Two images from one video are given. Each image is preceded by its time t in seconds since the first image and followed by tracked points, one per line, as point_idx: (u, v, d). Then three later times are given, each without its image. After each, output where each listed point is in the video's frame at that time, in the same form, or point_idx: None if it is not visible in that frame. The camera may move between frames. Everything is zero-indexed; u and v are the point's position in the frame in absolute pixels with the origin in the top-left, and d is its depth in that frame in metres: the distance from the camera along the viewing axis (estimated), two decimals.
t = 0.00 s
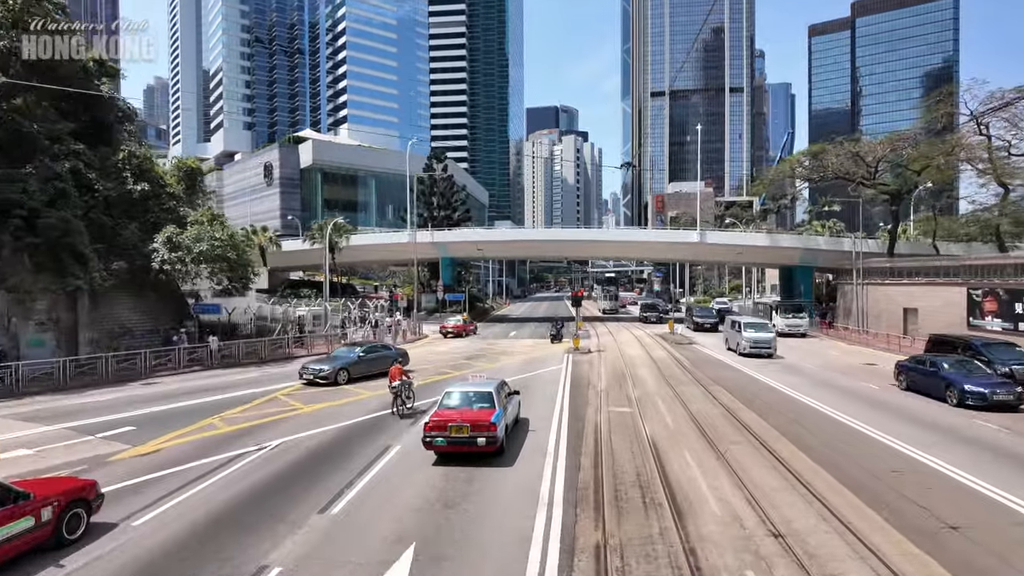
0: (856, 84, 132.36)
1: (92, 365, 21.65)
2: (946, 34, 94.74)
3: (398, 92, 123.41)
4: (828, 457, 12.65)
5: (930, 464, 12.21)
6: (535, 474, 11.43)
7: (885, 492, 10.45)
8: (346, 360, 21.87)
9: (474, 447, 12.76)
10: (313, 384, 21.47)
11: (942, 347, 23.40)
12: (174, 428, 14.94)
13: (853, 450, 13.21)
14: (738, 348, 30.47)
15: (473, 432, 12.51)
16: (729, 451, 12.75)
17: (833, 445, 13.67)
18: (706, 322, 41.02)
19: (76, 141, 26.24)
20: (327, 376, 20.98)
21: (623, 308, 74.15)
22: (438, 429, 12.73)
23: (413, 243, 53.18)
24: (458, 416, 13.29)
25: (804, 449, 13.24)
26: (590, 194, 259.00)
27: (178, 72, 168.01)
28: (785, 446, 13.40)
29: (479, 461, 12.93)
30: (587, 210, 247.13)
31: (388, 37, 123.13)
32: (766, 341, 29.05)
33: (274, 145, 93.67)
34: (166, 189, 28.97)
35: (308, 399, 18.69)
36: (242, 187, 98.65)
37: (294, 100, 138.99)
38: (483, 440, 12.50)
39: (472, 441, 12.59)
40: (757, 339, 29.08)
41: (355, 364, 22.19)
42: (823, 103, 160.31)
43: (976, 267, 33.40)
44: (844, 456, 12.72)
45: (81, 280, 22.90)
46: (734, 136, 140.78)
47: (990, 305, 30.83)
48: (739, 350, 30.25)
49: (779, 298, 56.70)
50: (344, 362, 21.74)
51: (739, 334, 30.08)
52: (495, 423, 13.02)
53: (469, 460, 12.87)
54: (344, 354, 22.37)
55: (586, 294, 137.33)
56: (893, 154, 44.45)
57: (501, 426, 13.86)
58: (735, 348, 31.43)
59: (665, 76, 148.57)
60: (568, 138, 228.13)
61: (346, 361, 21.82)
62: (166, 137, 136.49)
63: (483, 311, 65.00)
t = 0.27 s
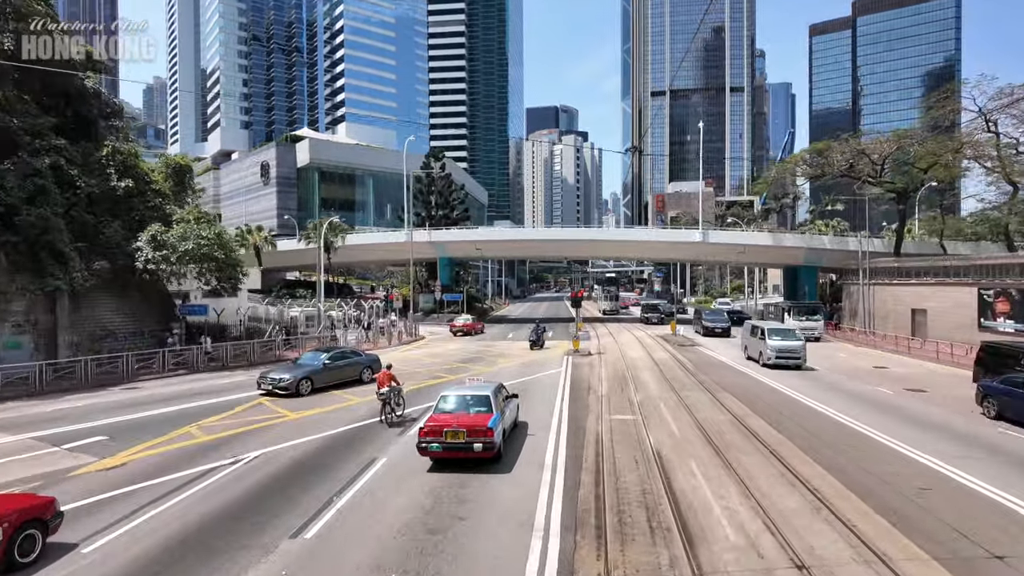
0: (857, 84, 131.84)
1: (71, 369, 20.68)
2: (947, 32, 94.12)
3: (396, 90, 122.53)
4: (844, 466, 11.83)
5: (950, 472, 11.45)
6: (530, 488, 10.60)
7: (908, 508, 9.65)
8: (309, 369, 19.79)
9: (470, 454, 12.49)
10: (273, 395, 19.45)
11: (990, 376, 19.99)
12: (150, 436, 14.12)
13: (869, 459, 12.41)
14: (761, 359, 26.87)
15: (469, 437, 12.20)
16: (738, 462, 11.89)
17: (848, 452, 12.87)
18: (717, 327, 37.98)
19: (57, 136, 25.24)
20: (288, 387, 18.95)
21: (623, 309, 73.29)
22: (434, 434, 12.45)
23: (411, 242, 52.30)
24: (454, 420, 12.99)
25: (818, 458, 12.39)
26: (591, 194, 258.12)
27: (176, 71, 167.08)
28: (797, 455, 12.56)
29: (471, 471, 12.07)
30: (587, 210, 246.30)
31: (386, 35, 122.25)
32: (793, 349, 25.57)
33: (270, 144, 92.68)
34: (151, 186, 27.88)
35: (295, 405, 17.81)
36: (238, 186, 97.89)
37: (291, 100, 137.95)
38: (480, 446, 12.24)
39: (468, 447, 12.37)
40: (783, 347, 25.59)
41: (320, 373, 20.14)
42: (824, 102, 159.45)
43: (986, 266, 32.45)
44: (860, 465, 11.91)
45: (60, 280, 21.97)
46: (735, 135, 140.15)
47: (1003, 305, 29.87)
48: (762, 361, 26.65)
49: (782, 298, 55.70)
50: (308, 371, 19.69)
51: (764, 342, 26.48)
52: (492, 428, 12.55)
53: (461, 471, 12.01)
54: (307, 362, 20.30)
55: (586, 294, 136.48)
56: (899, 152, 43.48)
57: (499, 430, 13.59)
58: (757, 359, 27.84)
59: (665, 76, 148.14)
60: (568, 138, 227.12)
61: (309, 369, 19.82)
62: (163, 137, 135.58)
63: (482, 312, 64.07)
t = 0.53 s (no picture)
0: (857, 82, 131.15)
1: (47, 374, 19.69)
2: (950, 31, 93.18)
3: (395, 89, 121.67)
4: (855, 475, 11.36)
5: (964, 481, 11.02)
6: (526, 504, 9.94)
7: (943, 532, 8.72)
8: (265, 379, 17.76)
9: (466, 461, 12.07)
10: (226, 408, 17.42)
11: None
12: (122, 446, 13.30)
13: (891, 474, 11.48)
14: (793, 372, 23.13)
15: (464, 444, 11.79)
16: (751, 478, 10.94)
17: (868, 467, 11.95)
18: (729, 331, 35.03)
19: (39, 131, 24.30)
20: (241, 401, 16.92)
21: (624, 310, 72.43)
22: (427, 441, 12.08)
23: (407, 242, 51.33)
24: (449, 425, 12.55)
25: (838, 474, 11.42)
26: (591, 193, 257.20)
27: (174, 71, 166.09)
28: (814, 470, 11.61)
29: (461, 486, 11.15)
30: (587, 210, 245.36)
31: (385, 33, 121.32)
32: (830, 361, 21.96)
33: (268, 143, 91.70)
34: (136, 182, 26.96)
35: (280, 412, 16.93)
36: (235, 185, 97.15)
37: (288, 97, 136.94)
38: (474, 453, 11.86)
39: (464, 454, 11.93)
40: (818, 357, 21.98)
41: (278, 384, 18.13)
42: (825, 101, 158.77)
43: (997, 266, 31.61)
44: (882, 481, 10.99)
45: (38, 280, 21.01)
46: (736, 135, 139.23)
47: (1014, 306, 29.03)
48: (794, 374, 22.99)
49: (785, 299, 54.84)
50: (264, 381, 17.68)
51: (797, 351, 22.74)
52: (488, 434, 12.07)
53: (449, 486, 11.09)
54: (266, 371, 18.27)
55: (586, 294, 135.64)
56: (904, 150, 42.42)
57: (496, 435, 13.12)
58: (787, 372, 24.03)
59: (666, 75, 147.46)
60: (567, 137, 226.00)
61: (265, 379, 17.75)
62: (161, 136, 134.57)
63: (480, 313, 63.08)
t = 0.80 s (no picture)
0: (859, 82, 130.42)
1: (22, 379, 18.81)
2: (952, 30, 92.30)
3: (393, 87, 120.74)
4: (854, 476, 11.44)
5: (964, 484, 11.07)
6: (523, 515, 9.55)
7: (950, 537, 8.54)
8: (214, 390, 15.89)
9: (460, 468, 11.58)
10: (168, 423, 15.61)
11: None
12: (91, 458, 12.51)
13: (915, 493, 10.58)
14: (836, 391, 19.16)
15: (458, 452, 11.31)
16: (766, 497, 10.00)
17: (889, 484, 11.04)
18: (747, 338, 31.65)
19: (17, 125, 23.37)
20: (185, 415, 15.05)
21: (624, 310, 71.53)
22: (420, 448, 11.58)
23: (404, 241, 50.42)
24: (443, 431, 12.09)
25: (860, 491, 10.50)
26: (590, 193, 256.30)
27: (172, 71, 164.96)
28: (831, 487, 10.73)
29: (448, 503, 10.30)
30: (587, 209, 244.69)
31: (383, 32, 120.43)
32: (885, 377, 18.02)
33: (264, 141, 90.73)
34: (120, 178, 26.05)
35: (264, 419, 16.08)
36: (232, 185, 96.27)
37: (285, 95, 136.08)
38: (468, 461, 11.38)
39: (458, 462, 11.44)
40: (871, 374, 17.93)
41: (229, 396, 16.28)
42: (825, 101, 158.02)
43: (1007, 266, 30.80)
44: (881, 483, 11.05)
45: (13, 280, 20.10)
46: (736, 134, 138.34)
47: None
48: (839, 393, 18.96)
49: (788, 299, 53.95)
50: (212, 393, 15.81)
51: (844, 365, 18.73)
52: (483, 441, 11.60)
53: (436, 503, 10.24)
54: (216, 381, 16.42)
55: (586, 294, 134.83)
56: (909, 149, 41.06)
57: (491, 442, 12.64)
58: (829, 390, 20.00)
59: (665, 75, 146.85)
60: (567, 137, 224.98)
61: (214, 390, 15.87)
62: (161, 136, 133.12)
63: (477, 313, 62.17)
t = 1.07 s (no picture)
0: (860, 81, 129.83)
1: None
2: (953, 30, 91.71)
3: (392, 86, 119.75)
4: (851, 473, 11.51)
5: (960, 483, 11.11)
6: (518, 526, 9.11)
7: (945, 534, 8.65)
8: (152, 404, 14.13)
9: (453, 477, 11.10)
10: (97, 443, 13.75)
11: None
12: (58, 470, 11.74)
13: (942, 510, 9.70)
14: (904, 420, 14.93)
15: (450, 461, 10.79)
16: (785, 511, 9.17)
17: (912, 499, 10.19)
18: (768, 346, 27.94)
19: None
20: (115, 433, 13.26)
21: (625, 311, 70.56)
22: (411, 457, 11.09)
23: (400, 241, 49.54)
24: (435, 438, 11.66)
25: (883, 508, 9.61)
26: (591, 193, 255.32)
27: (169, 69, 163.95)
28: (841, 494, 10.26)
29: (436, 520, 9.53)
30: (587, 209, 243.85)
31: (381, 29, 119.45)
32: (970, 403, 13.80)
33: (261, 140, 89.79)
34: (103, 174, 25.08)
35: (245, 428, 15.24)
36: (228, 184, 95.29)
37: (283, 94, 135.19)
38: (462, 470, 10.94)
39: (451, 471, 10.98)
40: (954, 400, 13.68)
41: (168, 410, 14.47)
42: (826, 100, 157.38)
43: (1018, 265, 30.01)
44: (879, 481, 11.09)
45: None
46: (737, 133, 137.46)
47: None
48: (908, 424, 14.70)
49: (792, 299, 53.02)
50: (149, 407, 14.03)
51: (915, 389, 14.44)
52: (477, 449, 11.12)
53: (423, 520, 9.47)
54: (155, 394, 14.62)
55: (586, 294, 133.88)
56: (917, 146, 40.05)
57: (486, 449, 12.14)
58: (892, 419, 15.74)
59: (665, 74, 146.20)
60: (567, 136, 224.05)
61: (149, 405, 14.07)
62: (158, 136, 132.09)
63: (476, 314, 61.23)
